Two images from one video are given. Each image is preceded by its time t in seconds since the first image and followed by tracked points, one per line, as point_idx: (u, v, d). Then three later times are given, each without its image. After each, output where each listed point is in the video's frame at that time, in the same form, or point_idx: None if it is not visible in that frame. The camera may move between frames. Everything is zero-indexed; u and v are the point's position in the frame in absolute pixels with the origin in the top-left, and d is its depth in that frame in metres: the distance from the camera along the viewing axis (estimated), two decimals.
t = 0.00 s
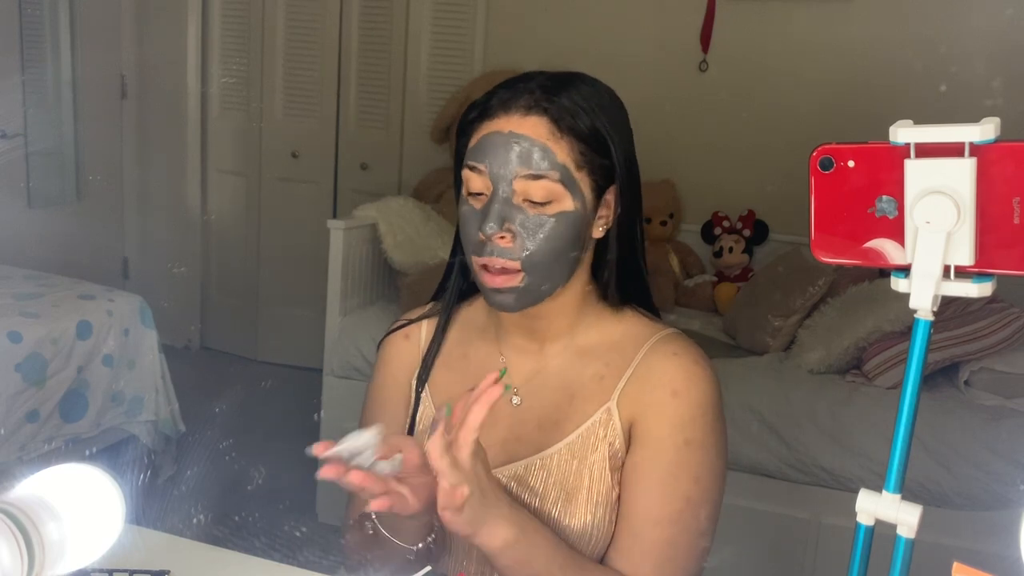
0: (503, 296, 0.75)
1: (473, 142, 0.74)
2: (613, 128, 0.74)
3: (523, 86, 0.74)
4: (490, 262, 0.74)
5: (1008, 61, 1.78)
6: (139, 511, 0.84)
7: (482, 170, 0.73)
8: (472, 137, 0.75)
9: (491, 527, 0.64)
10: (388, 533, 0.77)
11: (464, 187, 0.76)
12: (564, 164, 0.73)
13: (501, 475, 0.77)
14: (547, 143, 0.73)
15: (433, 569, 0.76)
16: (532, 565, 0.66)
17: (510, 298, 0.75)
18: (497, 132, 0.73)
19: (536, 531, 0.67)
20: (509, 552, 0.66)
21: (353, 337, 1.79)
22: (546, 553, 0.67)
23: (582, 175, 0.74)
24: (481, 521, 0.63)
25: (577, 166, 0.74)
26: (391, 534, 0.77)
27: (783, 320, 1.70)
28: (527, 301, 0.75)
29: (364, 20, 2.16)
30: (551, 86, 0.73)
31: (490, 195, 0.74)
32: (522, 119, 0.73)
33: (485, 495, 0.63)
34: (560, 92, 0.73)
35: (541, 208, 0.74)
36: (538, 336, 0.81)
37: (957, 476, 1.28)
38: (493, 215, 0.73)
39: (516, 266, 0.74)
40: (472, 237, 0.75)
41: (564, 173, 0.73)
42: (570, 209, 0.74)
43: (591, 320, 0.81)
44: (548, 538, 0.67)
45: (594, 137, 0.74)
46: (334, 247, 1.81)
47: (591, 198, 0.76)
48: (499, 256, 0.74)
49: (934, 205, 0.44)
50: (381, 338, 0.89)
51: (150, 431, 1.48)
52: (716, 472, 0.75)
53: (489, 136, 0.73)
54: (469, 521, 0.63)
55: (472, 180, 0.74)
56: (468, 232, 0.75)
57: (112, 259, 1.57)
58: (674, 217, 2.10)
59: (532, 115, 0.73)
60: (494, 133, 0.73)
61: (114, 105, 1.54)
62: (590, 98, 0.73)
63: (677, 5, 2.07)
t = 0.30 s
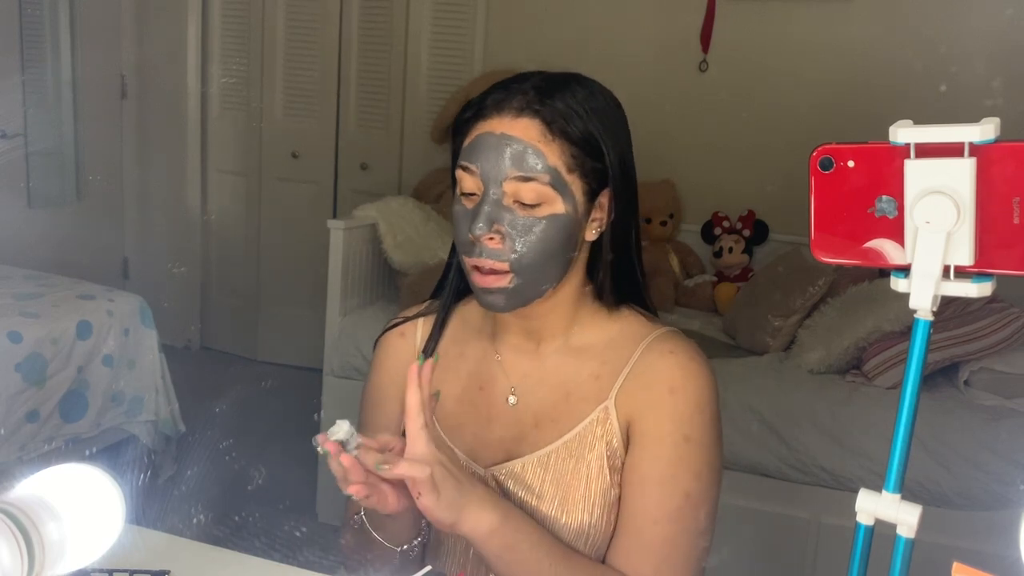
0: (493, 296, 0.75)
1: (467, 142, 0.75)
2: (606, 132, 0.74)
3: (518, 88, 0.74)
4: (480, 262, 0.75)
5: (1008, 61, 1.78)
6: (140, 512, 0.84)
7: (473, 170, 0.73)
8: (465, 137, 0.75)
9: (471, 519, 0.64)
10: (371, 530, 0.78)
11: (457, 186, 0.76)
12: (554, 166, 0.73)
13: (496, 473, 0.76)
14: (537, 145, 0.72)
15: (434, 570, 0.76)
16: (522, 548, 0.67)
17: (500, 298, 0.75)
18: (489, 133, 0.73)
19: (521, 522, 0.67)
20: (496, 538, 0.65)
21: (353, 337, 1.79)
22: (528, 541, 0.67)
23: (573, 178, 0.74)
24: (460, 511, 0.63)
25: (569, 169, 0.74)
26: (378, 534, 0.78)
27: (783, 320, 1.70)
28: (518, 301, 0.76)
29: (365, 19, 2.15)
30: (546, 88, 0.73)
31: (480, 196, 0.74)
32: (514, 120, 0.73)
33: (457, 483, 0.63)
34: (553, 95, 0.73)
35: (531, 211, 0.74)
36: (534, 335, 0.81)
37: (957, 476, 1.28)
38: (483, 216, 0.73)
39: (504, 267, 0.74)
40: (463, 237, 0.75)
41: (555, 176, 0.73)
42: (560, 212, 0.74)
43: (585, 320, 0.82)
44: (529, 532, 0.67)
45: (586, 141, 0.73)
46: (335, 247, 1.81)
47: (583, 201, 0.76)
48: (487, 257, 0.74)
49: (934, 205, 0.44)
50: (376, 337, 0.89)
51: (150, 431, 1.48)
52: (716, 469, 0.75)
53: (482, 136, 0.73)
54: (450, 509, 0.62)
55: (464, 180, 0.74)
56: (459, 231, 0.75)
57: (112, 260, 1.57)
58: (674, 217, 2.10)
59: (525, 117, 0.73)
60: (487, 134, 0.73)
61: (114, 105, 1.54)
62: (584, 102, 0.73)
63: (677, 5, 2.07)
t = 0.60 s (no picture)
0: (488, 296, 0.75)
1: (462, 143, 0.75)
2: (603, 132, 0.74)
3: (512, 89, 0.74)
4: (474, 264, 0.75)
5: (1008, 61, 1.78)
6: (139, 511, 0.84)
7: (468, 172, 0.74)
8: (460, 138, 0.75)
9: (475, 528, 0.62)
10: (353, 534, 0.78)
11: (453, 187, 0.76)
12: (548, 169, 0.73)
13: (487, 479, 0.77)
14: (532, 147, 0.72)
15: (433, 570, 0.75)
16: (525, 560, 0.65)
17: (496, 298, 0.75)
18: (483, 136, 0.73)
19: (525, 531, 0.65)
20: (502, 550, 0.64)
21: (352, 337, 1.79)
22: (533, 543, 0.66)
23: (569, 179, 0.74)
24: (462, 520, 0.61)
25: (564, 170, 0.74)
26: (360, 537, 0.77)
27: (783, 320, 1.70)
28: (514, 300, 0.76)
29: (365, 19, 2.14)
30: (541, 89, 0.73)
31: (476, 198, 0.74)
32: (509, 122, 0.73)
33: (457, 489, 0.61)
34: (548, 97, 0.73)
35: (526, 212, 0.74)
36: (531, 336, 0.81)
37: (957, 475, 1.28)
38: (478, 218, 0.73)
39: (498, 268, 0.74)
40: (459, 238, 0.75)
41: (549, 177, 0.73)
42: (556, 213, 0.75)
43: (582, 320, 0.81)
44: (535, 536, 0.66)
45: (581, 143, 0.73)
46: (334, 247, 1.81)
47: (579, 202, 0.76)
48: (482, 259, 0.74)
49: (934, 205, 0.44)
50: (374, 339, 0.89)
51: (150, 431, 1.48)
52: (718, 467, 0.75)
53: (476, 138, 0.73)
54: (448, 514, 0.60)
55: (460, 181, 0.75)
56: (455, 232, 0.76)
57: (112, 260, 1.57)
58: (674, 217, 2.10)
59: (519, 118, 0.73)
60: (481, 136, 0.73)
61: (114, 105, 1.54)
62: (579, 103, 0.73)
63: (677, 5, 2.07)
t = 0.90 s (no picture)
0: (493, 296, 0.75)
1: (463, 148, 0.74)
2: (604, 132, 0.74)
3: (513, 91, 0.74)
4: (480, 268, 0.74)
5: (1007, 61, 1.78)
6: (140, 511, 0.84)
7: (471, 177, 0.73)
8: (461, 142, 0.75)
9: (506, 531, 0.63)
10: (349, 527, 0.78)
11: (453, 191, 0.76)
12: (553, 171, 0.73)
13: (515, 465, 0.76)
14: (536, 150, 0.72)
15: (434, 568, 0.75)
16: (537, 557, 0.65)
17: (500, 299, 0.75)
18: (487, 140, 0.73)
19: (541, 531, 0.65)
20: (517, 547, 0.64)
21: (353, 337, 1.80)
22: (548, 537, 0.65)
23: (573, 181, 0.74)
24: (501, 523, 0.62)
25: (568, 172, 0.74)
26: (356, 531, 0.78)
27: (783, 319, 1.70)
28: (520, 300, 0.76)
29: (365, 19, 2.14)
30: (542, 90, 0.73)
31: (480, 202, 0.74)
32: (511, 125, 0.73)
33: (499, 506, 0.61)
34: (550, 98, 0.73)
35: (531, 216, 0.74)
36: (531, 336, 0.81)
37: (957, 475, 1.28)
38: (484, 223, 0.73)
39: (504, 271, 0.74)
40: (463, 243, 0.74)
41: (554, 180, 0.73)
42: (561, 214, 0.74)
43: (583, 320, 0.81)
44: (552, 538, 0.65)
45: (583, 143, 0.73)
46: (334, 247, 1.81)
47: (582, 203, 0.76)
48: (489, 263, 0.74)
49: (934, 205, 0.44)
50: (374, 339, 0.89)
51: (150, 431, 1.48)
52: (720, 468, 0.75)
53: (479, 143, 0.73)
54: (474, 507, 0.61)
55: (462, 186, 0.74)
56: (458, 237, 0.75)
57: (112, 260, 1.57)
58: (674, 217, 2.11)
59: (521, 121, 0.73)
60: (484, 141, 0.73)
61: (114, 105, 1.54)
62: (580, 103, 0.73)
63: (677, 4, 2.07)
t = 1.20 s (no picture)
0: (497, 293, 0.75)
1: (468, 146, 0.74)
2: (609, 129, 0.74)
3: (518, 90, 0.74)
4: (485, 265, 0.74)
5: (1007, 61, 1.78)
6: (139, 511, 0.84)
7: (478, 175, 0.73)
8: (466, 140, 0.75)
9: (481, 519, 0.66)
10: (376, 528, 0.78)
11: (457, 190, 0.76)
12: (560, 169, 0.73)
13: (509, 468, 0.76)
14: (543, 148, 0.72)
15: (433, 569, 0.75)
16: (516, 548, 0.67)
17: (504, 295, 0.75)
18: (494, 138, 0.73)
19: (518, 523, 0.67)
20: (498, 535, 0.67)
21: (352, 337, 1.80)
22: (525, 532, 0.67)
23: (579, 179, 0.74)
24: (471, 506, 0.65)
25: (574, 170, 0.74)
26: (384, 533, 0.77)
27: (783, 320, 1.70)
28: (524, 296, 0.75)
29: (365, 19, 2.14)
30: (548, 89, 0.73)
31: (485, 200, 0.74)
32: (518, 124, 0.73)
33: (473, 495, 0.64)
34: (555, 96, 0.73)
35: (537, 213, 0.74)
36: (535, 337, 0.81)
37: (957, 475, 1.28)
38: (490, 221, 0.73)
39: (509, 268, 0.74)
40: (468, 241, 0.74)
41: (560, 178, 0.73)
42: (567, 213, 0.74)
43: (586, 321, 0.81)
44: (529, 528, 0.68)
45: (589, 141, 0.73)
46: (334, 247, 1.81)
47: (587, 201, 0.76)
48: (495, 260, 0.73)
49: (934, 205, 0.44)
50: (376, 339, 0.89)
51: (150, 431, 1.49)
52: (720, 469, 0.75)
53: (485, 141, 0.73)
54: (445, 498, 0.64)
55: (467, 185, 0.74)
56: (463, 235, 0.75)
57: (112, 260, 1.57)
58: (675, 217, 2.10)
59: (527, 120, 0.73)
60: (490, 139, 0.73)
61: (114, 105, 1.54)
62: (584, 101, 0.73)
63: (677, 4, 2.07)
